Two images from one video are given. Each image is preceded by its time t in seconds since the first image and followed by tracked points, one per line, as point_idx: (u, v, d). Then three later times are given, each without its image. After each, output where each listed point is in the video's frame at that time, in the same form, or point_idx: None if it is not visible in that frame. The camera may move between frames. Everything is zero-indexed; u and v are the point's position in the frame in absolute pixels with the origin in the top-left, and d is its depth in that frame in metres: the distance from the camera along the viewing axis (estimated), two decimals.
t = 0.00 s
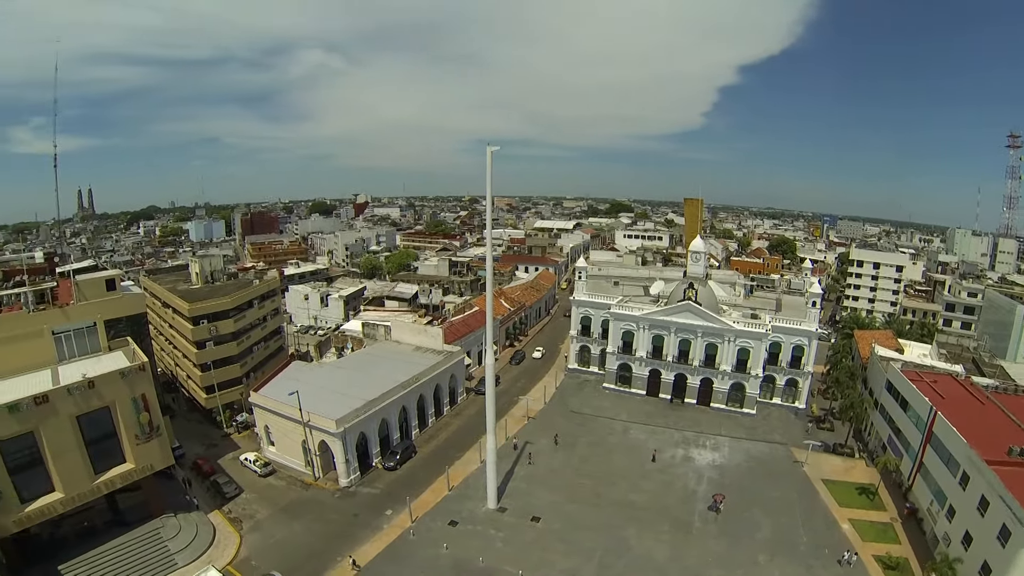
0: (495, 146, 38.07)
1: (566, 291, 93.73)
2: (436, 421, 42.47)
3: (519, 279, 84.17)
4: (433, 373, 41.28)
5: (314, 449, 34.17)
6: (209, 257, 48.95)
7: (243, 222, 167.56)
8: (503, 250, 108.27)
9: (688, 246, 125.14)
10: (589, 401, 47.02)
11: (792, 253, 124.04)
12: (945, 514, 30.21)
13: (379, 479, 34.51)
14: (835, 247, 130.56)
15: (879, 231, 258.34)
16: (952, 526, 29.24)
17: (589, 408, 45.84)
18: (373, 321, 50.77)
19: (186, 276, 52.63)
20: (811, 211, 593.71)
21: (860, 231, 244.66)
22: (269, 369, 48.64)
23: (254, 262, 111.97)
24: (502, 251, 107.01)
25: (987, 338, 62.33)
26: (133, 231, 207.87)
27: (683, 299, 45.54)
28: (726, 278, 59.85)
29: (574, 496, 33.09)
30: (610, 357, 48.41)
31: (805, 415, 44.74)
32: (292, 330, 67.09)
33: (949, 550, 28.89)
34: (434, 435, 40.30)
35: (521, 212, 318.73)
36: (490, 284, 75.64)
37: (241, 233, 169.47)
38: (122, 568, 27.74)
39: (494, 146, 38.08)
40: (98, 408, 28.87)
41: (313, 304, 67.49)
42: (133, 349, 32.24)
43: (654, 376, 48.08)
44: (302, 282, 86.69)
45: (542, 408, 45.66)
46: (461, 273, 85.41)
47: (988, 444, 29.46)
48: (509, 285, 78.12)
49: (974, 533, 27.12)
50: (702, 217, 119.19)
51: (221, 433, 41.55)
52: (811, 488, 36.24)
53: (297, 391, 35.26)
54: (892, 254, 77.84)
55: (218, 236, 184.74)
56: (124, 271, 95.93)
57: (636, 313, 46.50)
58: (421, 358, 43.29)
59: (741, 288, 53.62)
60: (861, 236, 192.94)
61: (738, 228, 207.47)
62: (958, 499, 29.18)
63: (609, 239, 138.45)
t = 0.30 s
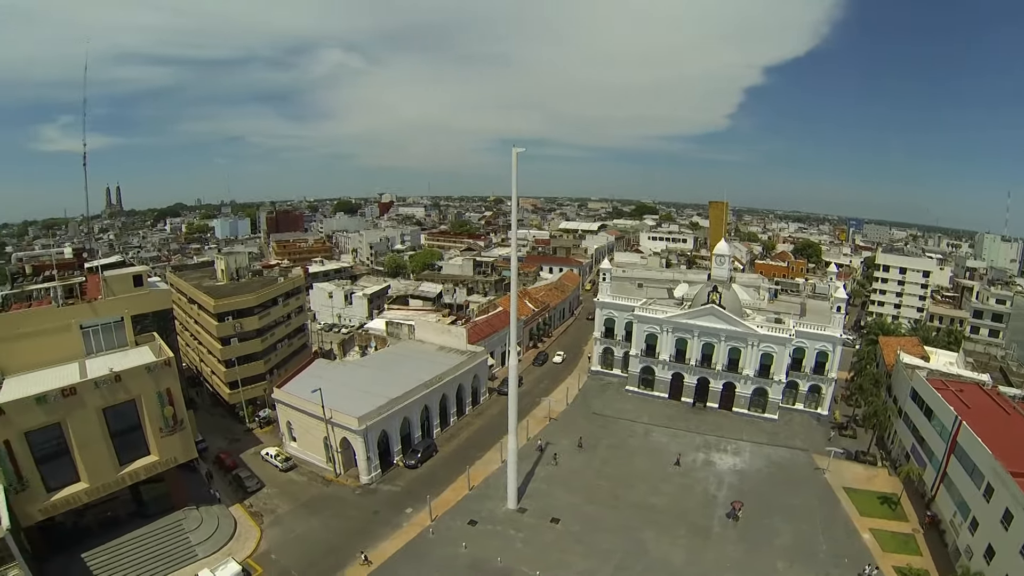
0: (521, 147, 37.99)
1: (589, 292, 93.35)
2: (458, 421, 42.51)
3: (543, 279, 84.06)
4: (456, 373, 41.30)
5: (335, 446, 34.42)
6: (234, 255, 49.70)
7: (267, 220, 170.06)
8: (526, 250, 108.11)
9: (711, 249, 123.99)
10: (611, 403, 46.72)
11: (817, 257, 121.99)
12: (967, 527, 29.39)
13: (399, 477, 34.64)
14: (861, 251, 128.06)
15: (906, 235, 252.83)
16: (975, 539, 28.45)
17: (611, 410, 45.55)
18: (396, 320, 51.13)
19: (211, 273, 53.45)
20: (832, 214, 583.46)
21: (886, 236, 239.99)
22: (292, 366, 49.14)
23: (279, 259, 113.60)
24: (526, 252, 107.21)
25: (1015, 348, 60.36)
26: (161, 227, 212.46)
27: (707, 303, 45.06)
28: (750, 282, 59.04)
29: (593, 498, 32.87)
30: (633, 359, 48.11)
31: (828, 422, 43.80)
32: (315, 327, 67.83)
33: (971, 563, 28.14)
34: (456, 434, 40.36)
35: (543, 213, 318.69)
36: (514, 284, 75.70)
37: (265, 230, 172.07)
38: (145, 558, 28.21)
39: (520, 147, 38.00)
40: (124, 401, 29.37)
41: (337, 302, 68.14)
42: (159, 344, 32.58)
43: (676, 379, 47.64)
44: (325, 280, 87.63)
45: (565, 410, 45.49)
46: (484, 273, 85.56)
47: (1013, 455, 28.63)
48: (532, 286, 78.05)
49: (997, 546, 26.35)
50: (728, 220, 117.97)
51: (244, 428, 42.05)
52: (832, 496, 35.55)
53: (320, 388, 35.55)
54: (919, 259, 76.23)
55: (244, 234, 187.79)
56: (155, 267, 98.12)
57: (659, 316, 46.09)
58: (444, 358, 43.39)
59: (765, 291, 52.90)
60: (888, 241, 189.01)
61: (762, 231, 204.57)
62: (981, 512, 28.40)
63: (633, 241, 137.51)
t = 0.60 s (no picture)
0: (544, 149, 37.49)
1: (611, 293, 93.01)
2: (479, 421, 42.54)
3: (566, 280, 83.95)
4: (477, 373, 41.34)
5: (356, 444, 34.63)
6: (258, 253, 50.34)
7: (291, 218, 172.38)
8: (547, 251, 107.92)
9: (732, 252, 122.78)
10: (632, 406, 46.40)
11: (842, 261, 120.16)
12: (989, 539, 28.65)
13: (418, 476, 34.75)
14: (887, 256, 125.83)
15: (931, 239, 247.88)
16: (996, 552, 27.73)
17: (631, 412, 45.28)
18: (418, 319, 51.48)
19: (236, 270, 54.18)
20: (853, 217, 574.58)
21: (910, 240, 235.71)
22: (314, 363, 49.57)
23: (302, 257, 114.87)
24: (549, 253, 107.38)
25: None
26: (187, 224, 216.49)
27: (729, 306, 44.60)
28: (773, 286, 58.37)
29: (612, 501, 32.65)
30: (654, 362, 47.90)
31: (850, 429, 42.97)
32: (338, 325, 68.49)
33: None
34: (477, 434, 40.36)
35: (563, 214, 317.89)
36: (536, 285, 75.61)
37: (289, 228, 174.47)
38: (166, 550, 28.61)
39: (544, 150, 37.52)
40: (148, 395, 29.86)
41: (359, 301, 68.61)
42: (182, 340, 33.02)
43: (697, 383, 47.22)
44: (349, 278, 88.57)
45: (585, 411, 45.34)
46: (508, 273, 85.82)
47: None
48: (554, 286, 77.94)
49: (1018, 560, 25.66)
50: (751, 223, 116.71)
51: (266, 423, 42.52)
52: (851, 504, 34.89)
53: (342, 386, 35.79)
54: (945, 265, 74.70)
55: (268, 231, 190.32)
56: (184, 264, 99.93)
57: (682, 319, 45.79)
58: (466, 357, 43.43)
59: (788, 295, 52.25)
60: (915, 246, 185.23)
61: (786, 234, 201.71)
62: (1003, 524, 27.66)
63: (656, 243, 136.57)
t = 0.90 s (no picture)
0: (567, 152, 36.56)
1: (632, 296, 92.56)
2: (498, 421, 42.55)
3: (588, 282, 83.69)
4: (498, 373, 41.34)
5: (375, 442, 34.78)
6: (281, 251, 50.87)
7: (313, 216, 174.29)
8: (568, 253, 107.66)
9: (754, 255, 121.38)
10: (651, 409, 46.11)
11: (865, 265, 118.20)
12: (1009, 551, 27.90)
13: (436, 475, 34.81)
14: (911, 261, 123.51)
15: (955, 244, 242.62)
16: (1016, 564, 27.01)
17: (650, 415, 45.00)
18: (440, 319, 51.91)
19: (258, 268, 54.82)
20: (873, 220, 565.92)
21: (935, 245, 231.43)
22: (335, 361, 49.92)
23: (325, 255, 116.28)
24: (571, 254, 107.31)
25: None
26: (213, 222, 220.25)
27: (751, 310, 44.12)
28: (794, 289, 57.67)
29: (629, 504, 32.40)
30: (675, 365, 47.66)
31: (870, 436, 42.20)
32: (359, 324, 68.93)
33: None
34: (496, 434, 40.37)
35: (584, 214, 316.97)
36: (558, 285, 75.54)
37: (312, 226, 176.50)
38: (186, 542, 28.99)
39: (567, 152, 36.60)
40: (170, 390, 30.21)
41: (381, 299, 68.93)
42: (205, 337, 33.42)
43: (717, 386, 46.81)
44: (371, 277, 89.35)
45: (605, 413, 45.15)
46: (530, 275, 85.86)
47: None
48: (575, 287, 77.79)
49: None
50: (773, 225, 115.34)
51: (286, 420, 42.92)
52: (870, 512, 34.23)
53: (362, 385, 36.01)
54: (969, 270, 73.18)
55: (291, 230, 192.84)
56: (208, 261, 101.59)
57: (703, 322, 45.45)
58: (487, 357, 43.45)
59: (809, 300, 51.51)
60: (938, 250, 181.59)
61: (807, 236, 199.03)
62: None
63: (678, 245, 135.53)
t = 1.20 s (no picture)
0: (593, 155, 35.73)
1: (656, 298, 92.12)
2: (520, 422, 42.53)
3: (612, 283, 83.45)
4: (521, 374, 41.30)
5: (397, 441, 34.95)
6: (305, 250, 51.49)
7: (338, 215, 176.39)
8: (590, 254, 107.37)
9: (778, 258, 119.94)
10: (673, 412, 45.78)
11: (890, 270, 116.26)
12: None
13: (457, 475, 34.89)
14: (939, 266, 121.05)
15: (982, 249, 237.22)
16: None
17: (672, 418, 44.70)
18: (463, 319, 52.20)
19: (283, 266, 55.53)
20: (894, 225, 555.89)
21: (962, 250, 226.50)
22: (357, 360, 50.32)
23: (349, 254, 117.71)
24: (595, 256, 107.27)
25: None
26: (239, 220, 224.14)
27: (774, 315, 43.59)
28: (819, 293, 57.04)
29: (648, 508, 32.15)
30: (698, 368, 47.36)
31: (894, 445, 41.37)
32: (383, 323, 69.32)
33: None
34: (518, 435, 40.35)
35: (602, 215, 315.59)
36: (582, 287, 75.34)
37: (336, 225, 178.64)
38: (208, 535, 29.43)
39: (592, 155, 35.78)
40: (194, 385, 30.61)
41: (404, 299, 69.33)
42: (229, 334, 33.79)
43: (740, 391, 46.39)
44: (395, 276, 90.20)
45: (626, 416, 44.95)
46: (554, 276, 85.96)
47: None
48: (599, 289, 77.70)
49: None
50: (799, 229, 113.86)
51: (308, 417, 43.35)
52: (891, 522, 33.47)
53: (385, 384, 36.21)
54: (999, 277, 71.54)
55: (315, 229, 195.45)
56: (236, 258, 103.49)
57: (726, 326, 45.07)
58: (509, 358, 43.45)
59: (834, 305, 50.80)
60: (965, 255, 178.01)
61: (831, 240, 196.27)
62: None
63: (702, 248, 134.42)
